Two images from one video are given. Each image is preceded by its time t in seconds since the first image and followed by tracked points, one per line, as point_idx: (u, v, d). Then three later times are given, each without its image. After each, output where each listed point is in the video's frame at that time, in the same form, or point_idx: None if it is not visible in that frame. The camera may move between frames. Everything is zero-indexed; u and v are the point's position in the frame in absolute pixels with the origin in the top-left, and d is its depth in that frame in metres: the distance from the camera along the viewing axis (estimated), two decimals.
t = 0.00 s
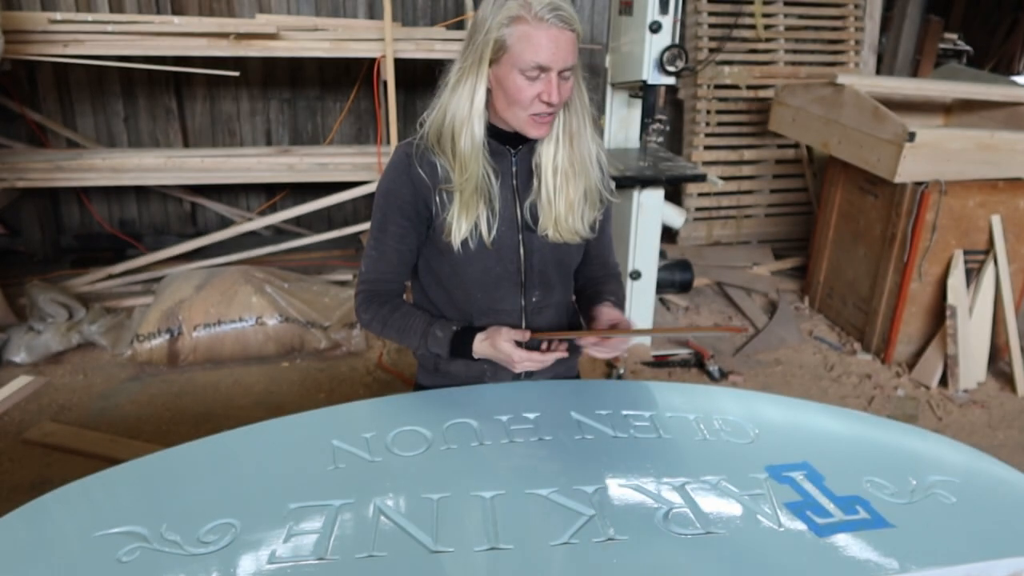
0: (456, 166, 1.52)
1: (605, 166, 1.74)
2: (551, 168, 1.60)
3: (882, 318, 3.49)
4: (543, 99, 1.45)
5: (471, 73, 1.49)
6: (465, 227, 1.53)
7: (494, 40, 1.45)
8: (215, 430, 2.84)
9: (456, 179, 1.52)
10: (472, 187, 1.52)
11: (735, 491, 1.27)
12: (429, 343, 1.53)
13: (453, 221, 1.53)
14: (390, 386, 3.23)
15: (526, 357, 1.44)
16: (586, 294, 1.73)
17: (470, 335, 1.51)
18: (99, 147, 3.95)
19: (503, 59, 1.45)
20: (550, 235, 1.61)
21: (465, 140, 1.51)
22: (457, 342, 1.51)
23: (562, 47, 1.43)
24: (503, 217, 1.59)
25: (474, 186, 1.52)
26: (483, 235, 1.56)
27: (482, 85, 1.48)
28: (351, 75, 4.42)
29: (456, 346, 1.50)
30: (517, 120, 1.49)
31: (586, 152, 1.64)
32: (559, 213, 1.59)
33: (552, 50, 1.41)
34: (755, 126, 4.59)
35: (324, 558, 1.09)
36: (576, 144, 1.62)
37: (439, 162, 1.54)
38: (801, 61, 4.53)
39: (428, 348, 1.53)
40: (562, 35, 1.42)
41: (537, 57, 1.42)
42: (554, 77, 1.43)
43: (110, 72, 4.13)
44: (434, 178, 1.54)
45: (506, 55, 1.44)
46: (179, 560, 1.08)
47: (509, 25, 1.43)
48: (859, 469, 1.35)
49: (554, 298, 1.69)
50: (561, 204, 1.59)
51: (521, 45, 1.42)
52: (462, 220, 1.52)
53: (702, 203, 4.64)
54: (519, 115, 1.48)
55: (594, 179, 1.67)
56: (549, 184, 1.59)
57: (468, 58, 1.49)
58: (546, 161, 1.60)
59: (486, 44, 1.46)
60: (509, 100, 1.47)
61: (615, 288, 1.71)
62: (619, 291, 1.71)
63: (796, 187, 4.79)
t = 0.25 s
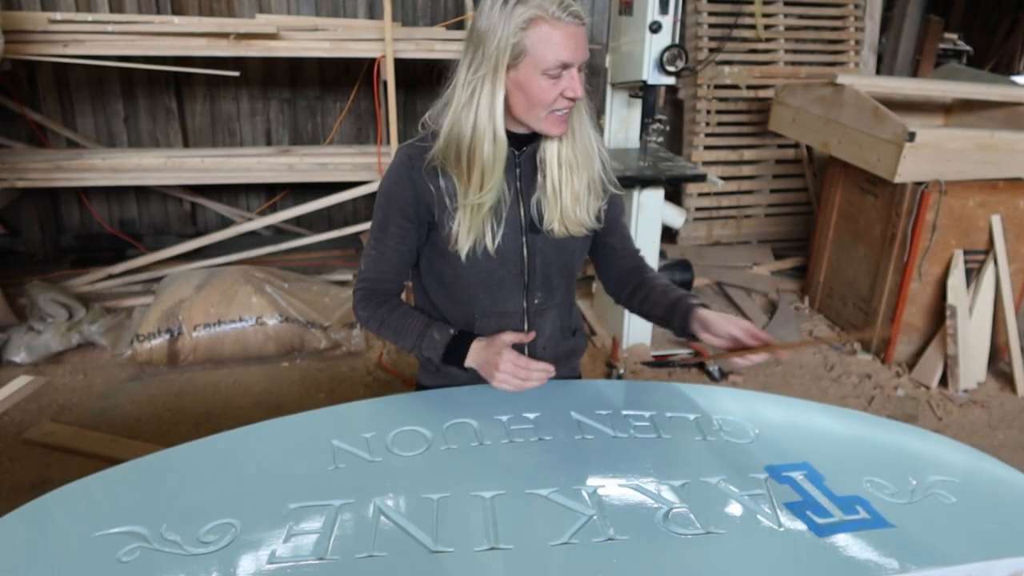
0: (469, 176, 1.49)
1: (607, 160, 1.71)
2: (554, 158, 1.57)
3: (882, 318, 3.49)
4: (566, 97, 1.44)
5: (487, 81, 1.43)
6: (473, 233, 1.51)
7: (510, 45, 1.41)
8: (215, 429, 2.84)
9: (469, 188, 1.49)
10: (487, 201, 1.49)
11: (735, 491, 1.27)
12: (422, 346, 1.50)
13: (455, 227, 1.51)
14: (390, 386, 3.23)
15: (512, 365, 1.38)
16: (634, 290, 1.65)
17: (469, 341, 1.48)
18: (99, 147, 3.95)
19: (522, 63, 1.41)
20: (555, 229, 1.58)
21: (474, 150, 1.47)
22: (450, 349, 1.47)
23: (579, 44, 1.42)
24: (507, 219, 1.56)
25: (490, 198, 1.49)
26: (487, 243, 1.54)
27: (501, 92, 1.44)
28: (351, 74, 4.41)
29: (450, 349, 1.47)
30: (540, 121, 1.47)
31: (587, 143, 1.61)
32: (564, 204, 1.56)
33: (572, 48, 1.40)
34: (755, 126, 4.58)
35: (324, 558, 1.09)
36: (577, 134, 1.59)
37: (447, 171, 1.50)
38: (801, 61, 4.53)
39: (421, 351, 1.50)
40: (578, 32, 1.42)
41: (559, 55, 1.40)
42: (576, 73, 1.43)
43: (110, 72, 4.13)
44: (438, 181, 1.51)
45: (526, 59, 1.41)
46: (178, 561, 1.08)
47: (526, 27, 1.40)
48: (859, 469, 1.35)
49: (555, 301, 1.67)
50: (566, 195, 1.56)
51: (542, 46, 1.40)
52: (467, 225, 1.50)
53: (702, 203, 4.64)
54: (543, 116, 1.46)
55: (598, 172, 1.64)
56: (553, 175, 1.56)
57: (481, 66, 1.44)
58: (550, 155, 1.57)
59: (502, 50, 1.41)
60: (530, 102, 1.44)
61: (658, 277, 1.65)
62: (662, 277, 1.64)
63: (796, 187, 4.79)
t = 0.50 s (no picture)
0: (491, 179, 1.46)
1: (625, 164, 1.65)
2: (569, 160, 1.53)
3: (882, 318, 3.48)
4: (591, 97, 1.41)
5: (513, 83, 1.40)
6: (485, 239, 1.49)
7: (536, 45, 1.37)
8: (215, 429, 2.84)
9: (489, 190, 1.47)
10: (513, 207, 1.47)
11: (735, 491, 1.27)
12: (415, 351, 1.52)
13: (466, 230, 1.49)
14: (390, 386, 3.23)
15: (497, 385, 1.46)
16: (693, 300, 1.65)
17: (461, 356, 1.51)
18: (99, 147, 3.95)
19: (547, 63, 1.38)
20: (566, 233, 1.54)
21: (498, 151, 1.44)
22: (440, 361, 1.50)
23: (604, 42, 1.40)
24: (519, 224, 1.53)
25: (514, 203, 1.47)
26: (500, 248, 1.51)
27: (528, 95, 1.41)
28: (351, 75, 4.41)
29: (443, 360, 1.50)
30: (564, 121, 1.44)
31: (603, 146, 1.56)
32: (579, 208, 1.52)
33: (598, 45, 1.38)
34: (755, 126, 4.58)
35: (324, 558, 1.09)
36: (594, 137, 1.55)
37: (465, 172, 1.47)
38: (801, 62, 4.53)
39: (413, 355, 1.53)
40: (602, 29, 1.40)
41: (585, 53, 1.37)
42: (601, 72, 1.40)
43: (110, 72, 4.13)
44: (450, 180, 1.48)
45: (552, 58, 1.38)
46: (178, 560, 1.08)
47: (552, 27, 1.37)
48: (859, 469, 1.35)
49: (560, 308, 1.65)
50: (580, 198, 1.52)
51: (568, 45, 1.37)
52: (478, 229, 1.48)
53: (702, 203, 4.64)
54: (567, 116, 1.43)
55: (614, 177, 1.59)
56: (569, 179, 1.52)
57: (505, 68, 1.40)
58: (564, 158, 1.53)
59: (529, 51, 1.38)
60: (556, 103, 1.41)
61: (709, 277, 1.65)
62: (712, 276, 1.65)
63: (796, 187, 4.79)
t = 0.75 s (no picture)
0: (508, 177, 1.45)
1: (643, 179, 1.65)
2: (588, 176, 1.52)
3: (882, 318, 3.49)
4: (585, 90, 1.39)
5: (512, 72, 1.42)
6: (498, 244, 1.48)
7: (533, 34, 1.41)
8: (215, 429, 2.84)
9: (505, 190, 1.45)
10: (533, 200, 1.46)
11: (735, 491, 1.27)
12: (420, 357, 1.53)
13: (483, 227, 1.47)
14: (390, 386, 3.23)
15: (502, 393, 1.47)
16: (703, 316, 1.63)
17: (468, 365, 1.53)
18: (99, 147, 3.95)
19: (543, 52, 1.40)
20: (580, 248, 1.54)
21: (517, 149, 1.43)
22: (448, 368, 1.52)
23: (603, 36, 1.39)
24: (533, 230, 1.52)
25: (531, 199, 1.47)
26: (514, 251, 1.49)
27: (526, 84, 1.42)
28: (351, 74, 4.42)
29: (448, 369, 1.52)
30: (560, 115, 1.42)
31: (622, 163, 1.55)
32: (596, 223, 1.51)
33: (593, 39, 1.37)
34: (755, 126, 4.59)
35: (324, 558, 1.09)
36: (614, 152, 1.54)
37: (481, 171, 1.47)
38: (801, 61, 4.53)
39: (418, 360, 1.53)
40: (602, 25, 1.40)
41: (578, 45, 1.37)
42: (596, 66, 1.38)
43: (110, 72, 4.13)
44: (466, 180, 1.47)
45: (546, 48, 1.39)
46: (178, 560, 1.08)
47: (552, 22, 1.39)
48: (859, 470, 1.35)
49: (568, 315, 1.65)
50: (598, 215, 1.51)
51: (561, 34, 1.38)
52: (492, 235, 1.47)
53: (702, 203, 4.64)
54: (562, 109, 1.41)
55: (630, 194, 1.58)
56: (589, 193, 1.51)
57: (507, 58, 1.44)
58: (584, 173, 1.52)
59: (526, 39, 1.41)
60: (551, 95, 1.41)
61: (721, 296, 1.62)
62: (725, 294, 1.62)
63: (796, 187, 4.79)
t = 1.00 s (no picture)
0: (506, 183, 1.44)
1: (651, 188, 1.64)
2: (597, 189, 1.51)
3: (882, 318, 3.49)
4: (557, 84, 1.36)
5: (504, 64, 1.44)
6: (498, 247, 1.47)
7: (523, 29, 1.41)
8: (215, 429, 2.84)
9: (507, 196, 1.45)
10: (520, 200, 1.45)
11: (735, 491, 1.27)
12: (421, 356, 1.53)
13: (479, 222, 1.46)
14: (390, 386, 3.23)
15: (503, 393, 1.47)
16: (716, 318, 1.63)
17: (469, 365, 1.53)
18: (99, 147, 3.95)
19: (529, 46, 1.40)
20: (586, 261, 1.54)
21: (515, 152, 1.43)
22: (448, 369, 1.52)
23: (586, 32, 1.35)
24: (534, 235, 1.52)
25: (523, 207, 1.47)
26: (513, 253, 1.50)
27: (513, 79, 1.43)
28: (351, 74, 4.41)
29: (449, 369, 1.52)
30: (535, 110, 1.39)
31: (632, 177, 1.55)
32: (602, 237, 1.52)
33: (570, 32, 1.34)
34: (755, 126, 4.58)
35: (324, 558, 1.09)
36: (622, 162, 1.53)
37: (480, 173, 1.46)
38: (801, 61, 4.53)
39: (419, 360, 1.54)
40: (589, 21, 1.36)
41: (554, 37, 1.35)
42: (570, 60, 1.35)
43: (110, 72, 4.13)
44: (467, 181, 1.47)
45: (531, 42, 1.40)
46: (178, 560, 1.08)
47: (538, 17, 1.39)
48: (859, 470, 1.35)
49: (568, 318, 1.65)
50: (606, 230, 1.51)
51: (543, 28, 1.37)
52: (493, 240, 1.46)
53: (702, 203, 4.64)
54: (535, 104, 1.39)
55: (638, 208, 1.58)
56: (595, 206, 1.51)
57: (504, 57, 1.45)
58: (590, 188, 1.51)
59: (518, 34, 1.42)
60: (529, 86, 1.39)
61: (731, 298, 1.63)
62: (735, 296, 1.63)
63: (796, 187, 4.79)
